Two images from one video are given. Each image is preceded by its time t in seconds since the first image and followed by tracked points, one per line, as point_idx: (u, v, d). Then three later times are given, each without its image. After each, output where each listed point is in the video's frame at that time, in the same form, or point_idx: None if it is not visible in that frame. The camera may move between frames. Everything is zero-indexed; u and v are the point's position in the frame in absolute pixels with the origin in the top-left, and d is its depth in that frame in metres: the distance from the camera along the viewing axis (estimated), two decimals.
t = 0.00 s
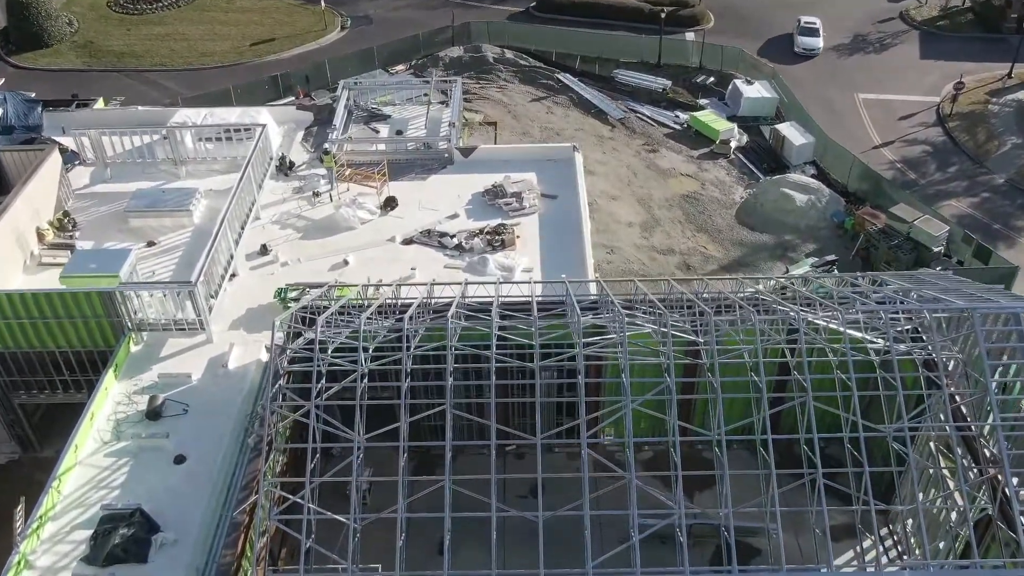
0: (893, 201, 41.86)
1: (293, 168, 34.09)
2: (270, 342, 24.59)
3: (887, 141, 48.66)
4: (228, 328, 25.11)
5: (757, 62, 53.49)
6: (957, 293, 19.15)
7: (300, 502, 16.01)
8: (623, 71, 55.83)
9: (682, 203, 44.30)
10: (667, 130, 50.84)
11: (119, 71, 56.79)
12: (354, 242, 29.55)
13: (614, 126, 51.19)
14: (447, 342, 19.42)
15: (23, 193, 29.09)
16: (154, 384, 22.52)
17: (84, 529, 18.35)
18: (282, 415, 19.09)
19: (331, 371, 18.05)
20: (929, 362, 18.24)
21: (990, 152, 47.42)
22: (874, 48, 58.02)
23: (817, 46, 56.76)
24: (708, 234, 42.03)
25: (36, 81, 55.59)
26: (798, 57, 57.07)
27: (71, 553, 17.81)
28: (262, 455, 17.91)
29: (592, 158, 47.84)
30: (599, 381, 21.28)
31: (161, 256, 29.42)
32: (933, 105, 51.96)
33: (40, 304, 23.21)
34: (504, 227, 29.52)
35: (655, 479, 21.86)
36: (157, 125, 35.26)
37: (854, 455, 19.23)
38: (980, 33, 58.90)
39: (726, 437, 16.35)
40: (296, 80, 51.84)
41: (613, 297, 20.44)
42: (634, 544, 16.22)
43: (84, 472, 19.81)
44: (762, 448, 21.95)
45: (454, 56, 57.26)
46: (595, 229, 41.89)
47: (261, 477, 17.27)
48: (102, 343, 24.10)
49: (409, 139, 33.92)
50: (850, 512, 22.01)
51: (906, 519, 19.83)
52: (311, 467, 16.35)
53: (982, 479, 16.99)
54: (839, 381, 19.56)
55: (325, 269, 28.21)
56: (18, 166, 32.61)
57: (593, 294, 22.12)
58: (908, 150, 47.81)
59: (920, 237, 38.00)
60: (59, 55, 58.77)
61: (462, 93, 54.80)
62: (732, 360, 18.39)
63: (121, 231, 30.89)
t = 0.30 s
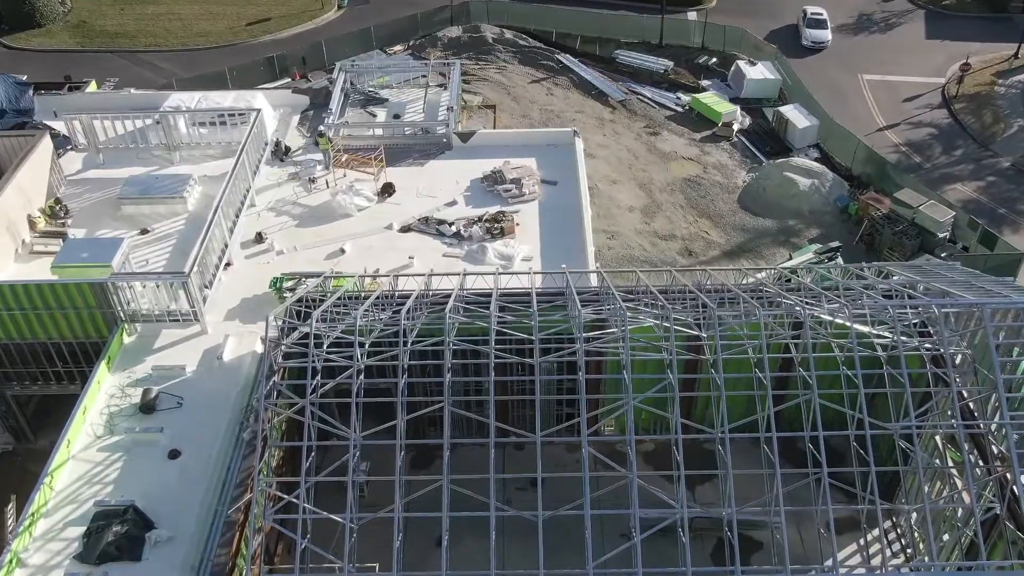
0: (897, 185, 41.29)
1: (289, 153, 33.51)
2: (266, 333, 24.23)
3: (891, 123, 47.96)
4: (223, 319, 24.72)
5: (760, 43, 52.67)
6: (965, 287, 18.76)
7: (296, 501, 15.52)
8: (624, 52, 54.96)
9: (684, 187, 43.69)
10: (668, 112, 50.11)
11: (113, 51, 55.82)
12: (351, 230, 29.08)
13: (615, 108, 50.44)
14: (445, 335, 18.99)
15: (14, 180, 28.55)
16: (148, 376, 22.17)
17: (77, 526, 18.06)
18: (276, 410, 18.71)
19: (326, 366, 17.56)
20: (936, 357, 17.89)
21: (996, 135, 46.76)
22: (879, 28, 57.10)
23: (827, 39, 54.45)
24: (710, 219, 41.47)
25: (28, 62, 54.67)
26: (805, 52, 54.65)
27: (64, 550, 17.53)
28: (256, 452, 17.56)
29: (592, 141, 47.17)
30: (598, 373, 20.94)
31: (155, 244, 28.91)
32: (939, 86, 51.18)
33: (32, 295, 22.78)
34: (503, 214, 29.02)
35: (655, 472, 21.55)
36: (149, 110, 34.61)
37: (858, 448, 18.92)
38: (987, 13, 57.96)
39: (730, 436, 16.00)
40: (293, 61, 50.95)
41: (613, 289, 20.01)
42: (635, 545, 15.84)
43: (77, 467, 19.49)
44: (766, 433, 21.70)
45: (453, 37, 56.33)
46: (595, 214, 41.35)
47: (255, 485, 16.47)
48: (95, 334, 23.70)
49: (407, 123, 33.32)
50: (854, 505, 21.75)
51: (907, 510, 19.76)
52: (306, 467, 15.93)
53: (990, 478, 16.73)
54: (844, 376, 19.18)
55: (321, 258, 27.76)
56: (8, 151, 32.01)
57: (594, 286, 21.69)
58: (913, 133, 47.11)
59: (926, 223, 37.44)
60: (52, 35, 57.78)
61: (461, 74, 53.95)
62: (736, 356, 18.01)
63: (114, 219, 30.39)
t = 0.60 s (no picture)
0: (902, 170, 40.69)
1: (284, 139, 32.90)
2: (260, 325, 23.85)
3: (896, 106, 47.23)
4: (217, 310, 24.32)
5: (763, 23, 51.87)
6: (974, 281, 18.34)
7: (291, 502, 15.16)
8: (626, 33, 54.05)
9: (686, 171, 43.08)
10: (670, 95, 49.34)
11: (106, 32, 54.85)
12: (347, 218, 28.59)
13: (615, 90, 49.65)
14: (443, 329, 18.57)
15: (4, 168, 27.97)
16: (141, 369, 21.81)
17: (69, 524, 17.77)
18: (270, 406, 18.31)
19: (321, 363, 17.00)
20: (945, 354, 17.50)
21: (1002, 117, 46.06)
22: (884, 8, 56.14)
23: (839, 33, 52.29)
24: (712, 204, 40.91)
25: (20, 43, 53.76)
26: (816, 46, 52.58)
27: (56, 549, 17.26)
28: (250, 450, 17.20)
29: (593, 125, 46.48)
30: (599, 367, 20.54)
31: (148, 233, 28.43)
32: (945, 68, 50.37)
33: (22, 287, 22.35)
34: (502, 202, 28.51)
35: (656, 465, 21.27)
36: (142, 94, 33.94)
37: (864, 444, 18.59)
38: None
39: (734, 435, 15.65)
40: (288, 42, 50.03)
41: (614, 282, 19.56)
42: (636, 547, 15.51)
43: (70, 463, 19.16)
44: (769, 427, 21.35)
45: (451, 17, 55.39)
46: (595, 199, 40.81)
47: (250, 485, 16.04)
48: (88, 326, 23.32)
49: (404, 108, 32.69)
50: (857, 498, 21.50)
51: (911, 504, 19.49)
52: (301, 467, 15.51)
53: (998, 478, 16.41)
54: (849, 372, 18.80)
55: (317, 247, 27.30)
56: None
57: (595, 278, 21.24)
58: (918, 116, 46.41)
59: (931, 208, 36.93)
60: (44, 16, 56.82)
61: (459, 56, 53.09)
62: (740, 352, 17.62)
63: (107, 206, 29.89)
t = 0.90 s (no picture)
0: (907, 154, 40.10)
1: (279, 125, 32.32)
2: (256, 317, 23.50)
3: (901, 88, 46.50)
4: (212, 301, 23.96)
5: (766, 4, 51.31)
6: (985, 275, 17.89)
7: (286, 504, 14.82)
8: (627, 13, 53.15)
9: (687, 155, 42.48)
10: (672, 77, 48.58)
11: (98, 12, 53.91)
12: (344, 206, 28.13)
13: (616, 72, 48.89)
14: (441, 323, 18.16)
15: None
16: (135, 363, 21.47)
17: (62, 522, 17.51)
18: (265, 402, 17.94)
19: (316, 359, 16.58)
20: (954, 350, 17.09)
21: (1008, 100, 45.35)
22: None
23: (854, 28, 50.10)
24: (714, 189, 40.36)
25: (12, 24, 52.88)
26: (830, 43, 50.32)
27: (49, 548, 17.00)
28: (244, 448, 16.85)
29: (593, 108, 45.80)
30: (599, 361, 20.15)
31: (141, 222, 27.97)
32: (951, 49, 49.55)
33: (13, 279, 21.97)
34: (501, 190, 28.02)
35: (657, 459, 21.00)
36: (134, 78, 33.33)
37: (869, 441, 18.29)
38: None
39: (739, 435, 15.27)
40: (284, 23, 49.14)
41: (615, 275, 19.15)
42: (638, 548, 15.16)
43: (62, 459, 18.86)
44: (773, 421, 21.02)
45: None
46: (596, 184, 40.27)
47: (244, 486, 15.69)
48: (80, 318, 22.96)
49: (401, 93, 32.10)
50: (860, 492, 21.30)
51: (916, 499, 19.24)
52: (296, 468, 15.15)
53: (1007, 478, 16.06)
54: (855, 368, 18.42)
55: (313, 236, 26.87)
56: None
57: (596, 270, 20.84)
58: (923, 98, 45.69)
59: (937, 194, 36.41)
60: None
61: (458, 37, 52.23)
62: (744, 348, 17.22)
63: (99, 194, 29.42)
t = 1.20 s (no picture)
0: (912, 139, 39.49)
1: (275, 110, 31.73)
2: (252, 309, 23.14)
3: (907, 70, 45.73)
4: (207, 293, 23.60)
5: None
6: (994, 270, 17.47)
7: (281, 506, 14.49)
8: None
9: (689, 140, 41.86)
10: (674, 59, 47.81)
11: None
12: (340, 194, 27.66)
13: (617, 54, 48.10)
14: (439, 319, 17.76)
15: None
16: (129, 357, 21.13)
17: (55, 521, 17.22)
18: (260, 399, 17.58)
19: (310, 357, 16.14)
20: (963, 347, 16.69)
21: (1015, 83, 44.61)
22: None
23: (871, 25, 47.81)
24: (716, 174, 39.77)
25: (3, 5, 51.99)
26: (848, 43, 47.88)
27: (42, 547, 16.72)
28: (238, 447, 16.52)
29: (594, 90, 45.10)
30: (600, 357, 19.85)
31: (135, 210, 27.50)
32: (957, 31, 48.71)
33: (4, 272, 21.56)
34: (500, 178, 27.54)
35: (659, 451, 20.71)
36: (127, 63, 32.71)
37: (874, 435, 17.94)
38: None
39: (744, 435, 14.91)
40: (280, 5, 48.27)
41: (616, 269, 18.76)
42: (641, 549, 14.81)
43: (55, 456, 18.55)
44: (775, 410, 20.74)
45: None
46: (596, 169, 39.71)
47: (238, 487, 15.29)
48: (73, 311, 22.58)
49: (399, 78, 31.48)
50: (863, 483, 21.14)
51: (920, 493, 19.00)
52: (291, 469, 14.77)
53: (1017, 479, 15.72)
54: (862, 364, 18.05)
55: (309, 225, 26.43)
56: None
57: (598, 263, 20.43)
58: (929, 81, 44.93)
59: (943, 180, 35.86)
60: None
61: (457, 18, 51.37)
62: (749, 345, 16.83)
63: (92, 182, 28.93)
